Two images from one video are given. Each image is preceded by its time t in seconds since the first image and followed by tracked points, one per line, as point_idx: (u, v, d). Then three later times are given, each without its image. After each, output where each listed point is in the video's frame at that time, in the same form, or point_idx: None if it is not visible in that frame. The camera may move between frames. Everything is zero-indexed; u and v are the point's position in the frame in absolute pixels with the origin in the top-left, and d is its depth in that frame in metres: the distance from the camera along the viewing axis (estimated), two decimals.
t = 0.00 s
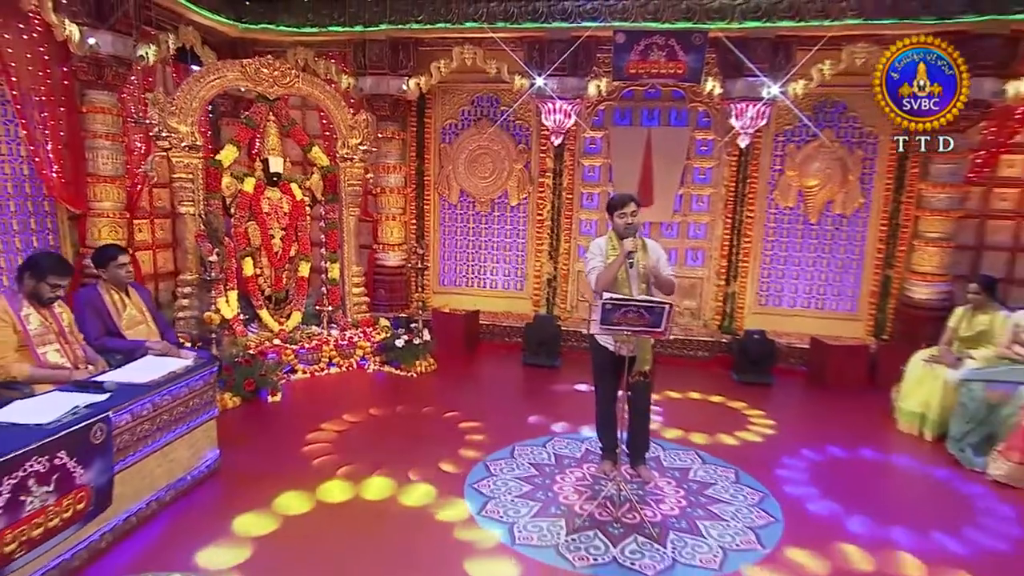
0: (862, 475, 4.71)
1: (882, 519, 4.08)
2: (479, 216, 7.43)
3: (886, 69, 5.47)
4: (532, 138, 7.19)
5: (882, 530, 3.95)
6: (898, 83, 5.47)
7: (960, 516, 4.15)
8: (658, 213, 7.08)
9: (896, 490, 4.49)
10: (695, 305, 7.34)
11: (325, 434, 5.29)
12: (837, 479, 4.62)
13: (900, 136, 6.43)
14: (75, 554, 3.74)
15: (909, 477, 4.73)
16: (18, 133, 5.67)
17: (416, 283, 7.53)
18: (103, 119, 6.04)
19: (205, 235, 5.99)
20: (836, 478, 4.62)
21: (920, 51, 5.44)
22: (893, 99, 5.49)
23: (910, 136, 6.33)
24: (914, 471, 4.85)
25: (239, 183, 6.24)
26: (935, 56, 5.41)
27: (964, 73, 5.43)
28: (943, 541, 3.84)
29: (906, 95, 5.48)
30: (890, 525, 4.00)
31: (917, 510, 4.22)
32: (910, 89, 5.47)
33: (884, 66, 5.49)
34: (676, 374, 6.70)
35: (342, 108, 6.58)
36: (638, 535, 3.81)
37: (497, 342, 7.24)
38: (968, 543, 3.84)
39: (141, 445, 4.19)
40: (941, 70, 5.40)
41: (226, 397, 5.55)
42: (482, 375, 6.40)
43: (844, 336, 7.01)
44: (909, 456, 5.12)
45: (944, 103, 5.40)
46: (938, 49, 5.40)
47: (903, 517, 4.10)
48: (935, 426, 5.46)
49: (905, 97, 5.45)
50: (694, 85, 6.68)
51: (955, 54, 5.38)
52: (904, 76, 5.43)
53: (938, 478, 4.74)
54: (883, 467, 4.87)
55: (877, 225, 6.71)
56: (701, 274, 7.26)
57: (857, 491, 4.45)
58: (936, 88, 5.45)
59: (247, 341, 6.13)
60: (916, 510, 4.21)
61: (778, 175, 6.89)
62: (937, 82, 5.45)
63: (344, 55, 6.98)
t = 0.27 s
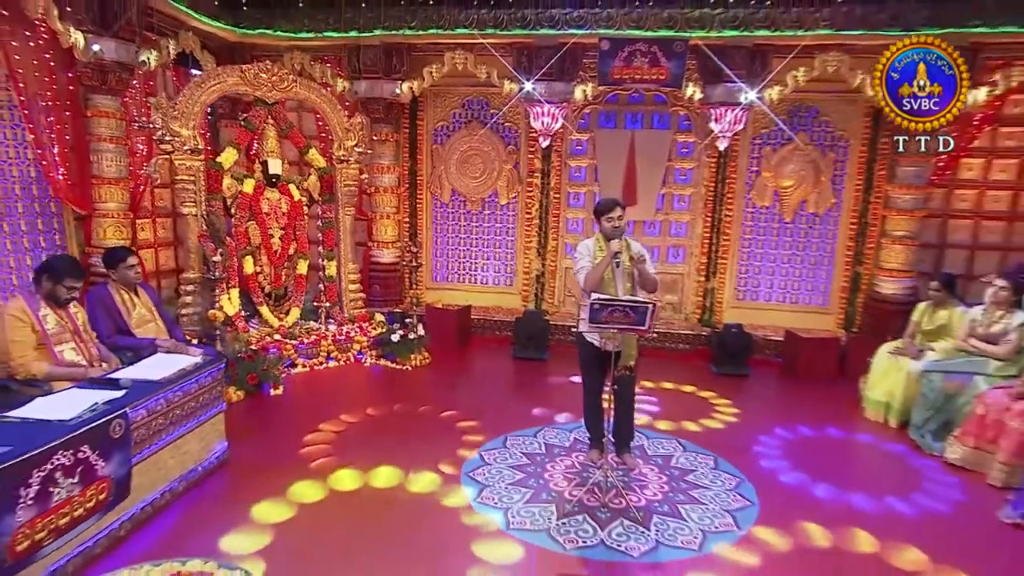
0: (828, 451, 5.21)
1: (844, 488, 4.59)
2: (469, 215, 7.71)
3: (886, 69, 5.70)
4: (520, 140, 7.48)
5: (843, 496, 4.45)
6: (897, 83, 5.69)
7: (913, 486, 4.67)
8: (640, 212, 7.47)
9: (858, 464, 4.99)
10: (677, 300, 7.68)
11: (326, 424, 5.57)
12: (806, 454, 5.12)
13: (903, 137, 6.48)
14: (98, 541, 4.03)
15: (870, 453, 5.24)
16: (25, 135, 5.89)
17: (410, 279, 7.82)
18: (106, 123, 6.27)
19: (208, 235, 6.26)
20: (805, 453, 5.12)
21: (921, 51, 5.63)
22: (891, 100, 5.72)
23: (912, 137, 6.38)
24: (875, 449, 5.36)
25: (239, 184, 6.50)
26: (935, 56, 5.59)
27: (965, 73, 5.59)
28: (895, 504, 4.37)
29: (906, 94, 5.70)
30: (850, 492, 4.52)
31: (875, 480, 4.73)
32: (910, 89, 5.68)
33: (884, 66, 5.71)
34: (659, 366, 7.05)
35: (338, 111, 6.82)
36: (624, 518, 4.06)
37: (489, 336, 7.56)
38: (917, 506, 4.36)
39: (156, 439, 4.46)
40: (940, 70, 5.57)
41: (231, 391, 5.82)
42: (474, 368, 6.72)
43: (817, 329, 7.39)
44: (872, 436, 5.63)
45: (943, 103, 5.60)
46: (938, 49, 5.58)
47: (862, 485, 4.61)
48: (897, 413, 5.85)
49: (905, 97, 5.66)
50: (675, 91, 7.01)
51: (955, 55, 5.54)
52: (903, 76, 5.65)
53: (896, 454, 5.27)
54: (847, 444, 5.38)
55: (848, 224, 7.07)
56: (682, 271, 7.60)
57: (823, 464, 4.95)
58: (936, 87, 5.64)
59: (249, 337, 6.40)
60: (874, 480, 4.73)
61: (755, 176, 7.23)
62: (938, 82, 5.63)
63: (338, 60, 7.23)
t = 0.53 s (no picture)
0: (796, 436, 5.70)
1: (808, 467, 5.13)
2: (460, 219, 8.02)
3: (886, 69, 5.85)
4: (508, 147, 7.79)
5: (808, 476, 4.97)
6: (897, 82, 5.83)
7: (869, 465, 5.22)
8: (623, 217, 7.82)
9: (823, 447, 5.50)
10: (658, 301, 8.03)
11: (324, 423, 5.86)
12: (776, 440, 5.59)
13: (900, 135, 6.62)
14: (116, 536, 4.30)
15: (832, 436, 5.78)
16: (31, 146, 6.21)
17: (402, 281, 8.11)
18: (110, 132, 6.52)
19: (209, 240, 6.59)
20: (775, 440, 5.58)
21: (921, 51, 5.79)
22: (892, 99, 5.86)
23: (909, 135, 6.59)
24: (838, 433, 5.89)
25: (239, 191, 6.76)
26: (935, 56, 5.74)
27: (965, 73, 5.73)
28: (852, 480, 4.95)
29: (906, 95, 5.85)
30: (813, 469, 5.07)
31: (836, 461, 5.26)
32: (910, 89, 5.84)
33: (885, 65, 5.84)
34: (642, 363, 7.37)
35: (333, 120, 7.09)
36: (609, 510, 4.33)
37: (479, 336, 7.88)
38: (870, 480, 4.96)
39: (168, 439, 4.73)
40: (939, 70, 5.72)
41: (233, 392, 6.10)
42: (464, 366, 7.08)
43: (791, 328, 7.77)
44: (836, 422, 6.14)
45: (942, 103, 5.74)
46: (938, 49, 5.73)
47: (824, 464, 5.15)
48: (863, 407, 6.20)
49: (905, 97, 5.82)
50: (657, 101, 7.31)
51: (955, 55, 5.69)
52: (903, 75, 5.79)
53: (855, 437, 5.82)
54: (813, 428, 5.91)
55: (818, 228, 7.47)
56: (662, 273, 7.96)
57: (792, 449, 5.43)
58: (936, 87, 5.79)
59: (249, 339, 6.66)
60: (835, 460, 5.27)
61: (732, 182, 7.59)
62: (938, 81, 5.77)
63: (333, 70, 7.52)
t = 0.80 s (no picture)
0: (769, 426, 6.08)
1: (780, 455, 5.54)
2: (451, 223, 8.28)
3: (887, 69, 5.96)
4: (497, 154, 8.06)
5: (780, 464, 5.37)
6: (899, 84, 5.96)
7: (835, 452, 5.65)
8: (608, 220, 8.13)
9: (794, 437, 5.89)
10: (642, 302, 8.34)
11: (322, 425, 6.08)
12: (750, 431, 5.95)
13: (900, 135, 6.93)
14: (128, 533, 4.55)
15: (802, 425, 6.19)
16: (35, 154, 6.43)
17: (396, 283, 8.36)
18: (111, 141, 6.74)
19: (210, 247, 6.84)
20: (750, 432, 5.93)
21: (921, 51, 5.91)
22: (894, 100, 5.99)
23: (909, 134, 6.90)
24: (808, 422, 6.30)
25: (237, 199, 7.02)
26: (935, 56, 5.87)
27: (964, 73, 5.88)
28: (820, 465, 5.38)
29: (906, 94, 5.98)
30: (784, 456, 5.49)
31: (805, 449, 5.67)
32: (911, 89, 5.96)
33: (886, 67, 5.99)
34: (627, 361, 7.67)
35: (329, 129, 7.31)
36: (597, 504, 4.63)
37: (470, 336, 8.15)
38: (836, 465, 5.42)
39: (176, 440, 4.97)
40: (940, 70, 5.86)
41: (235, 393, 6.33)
42: (457, 365, 7.35)
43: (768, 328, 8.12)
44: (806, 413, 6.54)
45: (943, 103, 5.89)
46: (938, 49, 5.87)
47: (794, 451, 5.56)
48: (836, 403, 6.44)
49: (905, 97, 5.94)
50: (641, 110, 7.54)
51: (954, 55, 5.82)
52: (905, 77, 5.93)
53: (823, 424, 6.25)
54: (784, 417, 6.31)
55: (794, 233, 7.81)
56: (646, 275, 8.26)
57: (766, 439, 5.79)
58: (936, 88, 5.92)
59: (248, 341, 6.89)
60: (804, 448, 5.68)
61: (713, 189, 7.92)
62: (938, 81, 5.92)
63: (328, 79, 7.77)
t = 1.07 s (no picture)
0: (743, 420, 6.43)
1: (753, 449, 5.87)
2: (441, 223, 8.59)
3: (887, 69, 6.11)
4: (485, 156, 8.38)
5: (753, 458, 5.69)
6: (900, 83, 6.12)
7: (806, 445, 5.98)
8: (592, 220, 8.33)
9: (767, 431, 6.23)
10: (624, 298, 8.71)
11: (320, 420, 6.37)
12: (726, 426, 6.28)
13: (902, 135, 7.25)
14: (143, 524, 4.81)
15: (775, 418, 6.54)
16: (38, 160, 6.69)
17: (387, 281, 8.67)
18: (111, 146, 6.98)
19: (209, 250, 7.12)
20: (725, 425, 6.28)
21: (921, 52, 6.06)
22: (894, 99, 6.17)
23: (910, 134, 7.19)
24: (781, 414, 6.65)
25: (235, 202, 7.27)
26: (936, 56, 6.02)
27: (964, 73, 6.01)
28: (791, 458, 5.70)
29: (906, 94, 6.13)
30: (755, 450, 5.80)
31: (777, 442, 6.00)
32: (911, 88, 6.11)
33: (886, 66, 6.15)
34: (610, 355, 8.04)
35: (323, 133, 7.57)
36: (583, 492, 5.00)
37: (460, 332, 8.48)
38: (807, 457, 5.75)
39: (185, 436, 5.22)
40: (940, 70, 6.02)
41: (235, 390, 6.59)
42: (448, 361, 7.67)
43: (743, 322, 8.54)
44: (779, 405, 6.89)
45: (943, 103, 6.04)
46: (937, 50, 6.02)
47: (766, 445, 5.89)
48: (805, 394, 6.83)
49: (905, 97, 6.11)
50: (622, 114, 7.87)
51: (954, 55, 5.96)
52: (905, 76, 6.09)
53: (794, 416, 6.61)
54: (758, 412, 6.67)
55: (768, 232, 8.23)
56: (627, 273, 8.63)
57: (739, 430, 6.19)
58: (936, 88, 6.08)
59: (247, 339, 7.17)
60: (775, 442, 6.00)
61: (691, 190, 8.30)
62: (937, 81, 6.07)
63: (321, 85, 8.08)
